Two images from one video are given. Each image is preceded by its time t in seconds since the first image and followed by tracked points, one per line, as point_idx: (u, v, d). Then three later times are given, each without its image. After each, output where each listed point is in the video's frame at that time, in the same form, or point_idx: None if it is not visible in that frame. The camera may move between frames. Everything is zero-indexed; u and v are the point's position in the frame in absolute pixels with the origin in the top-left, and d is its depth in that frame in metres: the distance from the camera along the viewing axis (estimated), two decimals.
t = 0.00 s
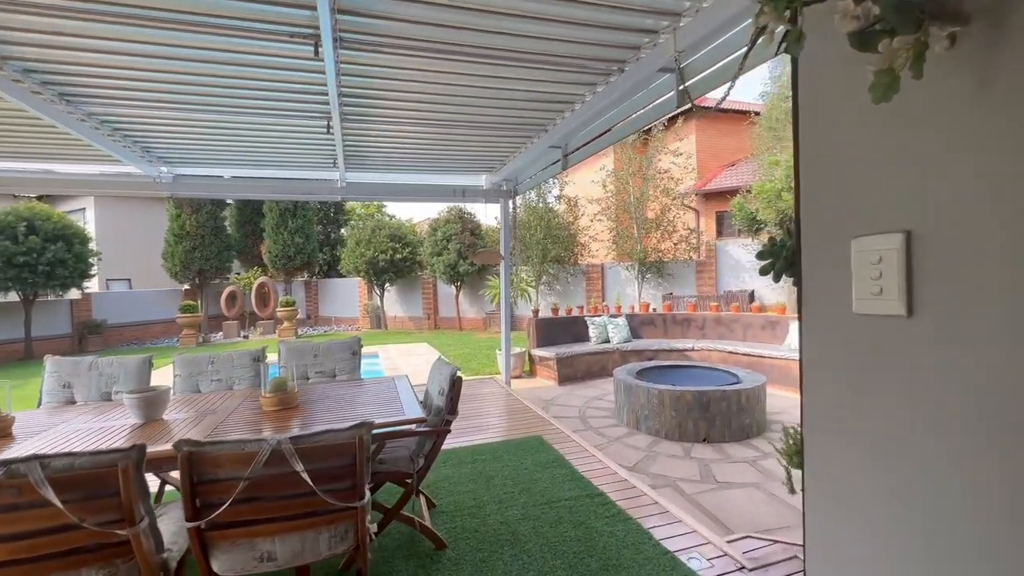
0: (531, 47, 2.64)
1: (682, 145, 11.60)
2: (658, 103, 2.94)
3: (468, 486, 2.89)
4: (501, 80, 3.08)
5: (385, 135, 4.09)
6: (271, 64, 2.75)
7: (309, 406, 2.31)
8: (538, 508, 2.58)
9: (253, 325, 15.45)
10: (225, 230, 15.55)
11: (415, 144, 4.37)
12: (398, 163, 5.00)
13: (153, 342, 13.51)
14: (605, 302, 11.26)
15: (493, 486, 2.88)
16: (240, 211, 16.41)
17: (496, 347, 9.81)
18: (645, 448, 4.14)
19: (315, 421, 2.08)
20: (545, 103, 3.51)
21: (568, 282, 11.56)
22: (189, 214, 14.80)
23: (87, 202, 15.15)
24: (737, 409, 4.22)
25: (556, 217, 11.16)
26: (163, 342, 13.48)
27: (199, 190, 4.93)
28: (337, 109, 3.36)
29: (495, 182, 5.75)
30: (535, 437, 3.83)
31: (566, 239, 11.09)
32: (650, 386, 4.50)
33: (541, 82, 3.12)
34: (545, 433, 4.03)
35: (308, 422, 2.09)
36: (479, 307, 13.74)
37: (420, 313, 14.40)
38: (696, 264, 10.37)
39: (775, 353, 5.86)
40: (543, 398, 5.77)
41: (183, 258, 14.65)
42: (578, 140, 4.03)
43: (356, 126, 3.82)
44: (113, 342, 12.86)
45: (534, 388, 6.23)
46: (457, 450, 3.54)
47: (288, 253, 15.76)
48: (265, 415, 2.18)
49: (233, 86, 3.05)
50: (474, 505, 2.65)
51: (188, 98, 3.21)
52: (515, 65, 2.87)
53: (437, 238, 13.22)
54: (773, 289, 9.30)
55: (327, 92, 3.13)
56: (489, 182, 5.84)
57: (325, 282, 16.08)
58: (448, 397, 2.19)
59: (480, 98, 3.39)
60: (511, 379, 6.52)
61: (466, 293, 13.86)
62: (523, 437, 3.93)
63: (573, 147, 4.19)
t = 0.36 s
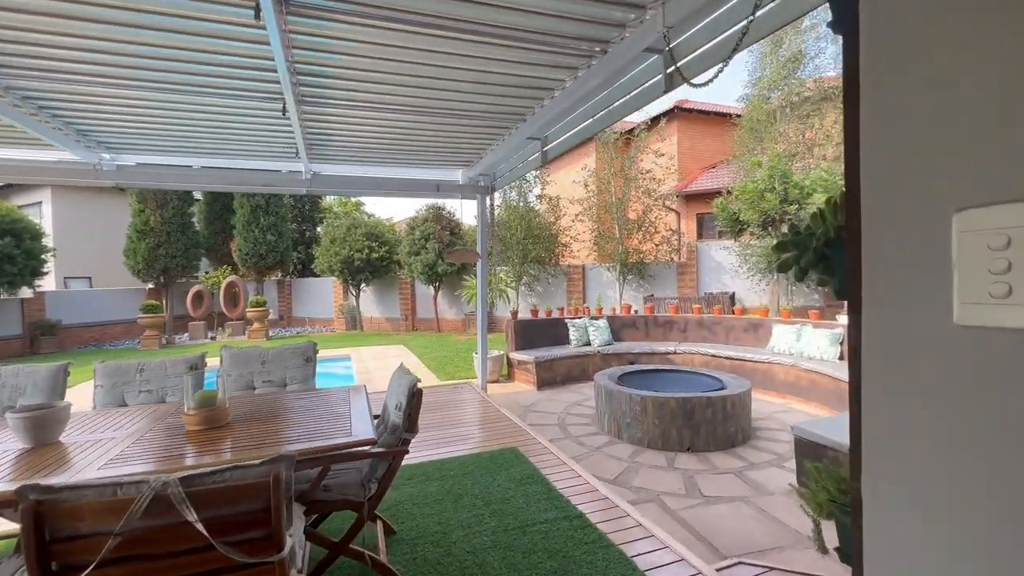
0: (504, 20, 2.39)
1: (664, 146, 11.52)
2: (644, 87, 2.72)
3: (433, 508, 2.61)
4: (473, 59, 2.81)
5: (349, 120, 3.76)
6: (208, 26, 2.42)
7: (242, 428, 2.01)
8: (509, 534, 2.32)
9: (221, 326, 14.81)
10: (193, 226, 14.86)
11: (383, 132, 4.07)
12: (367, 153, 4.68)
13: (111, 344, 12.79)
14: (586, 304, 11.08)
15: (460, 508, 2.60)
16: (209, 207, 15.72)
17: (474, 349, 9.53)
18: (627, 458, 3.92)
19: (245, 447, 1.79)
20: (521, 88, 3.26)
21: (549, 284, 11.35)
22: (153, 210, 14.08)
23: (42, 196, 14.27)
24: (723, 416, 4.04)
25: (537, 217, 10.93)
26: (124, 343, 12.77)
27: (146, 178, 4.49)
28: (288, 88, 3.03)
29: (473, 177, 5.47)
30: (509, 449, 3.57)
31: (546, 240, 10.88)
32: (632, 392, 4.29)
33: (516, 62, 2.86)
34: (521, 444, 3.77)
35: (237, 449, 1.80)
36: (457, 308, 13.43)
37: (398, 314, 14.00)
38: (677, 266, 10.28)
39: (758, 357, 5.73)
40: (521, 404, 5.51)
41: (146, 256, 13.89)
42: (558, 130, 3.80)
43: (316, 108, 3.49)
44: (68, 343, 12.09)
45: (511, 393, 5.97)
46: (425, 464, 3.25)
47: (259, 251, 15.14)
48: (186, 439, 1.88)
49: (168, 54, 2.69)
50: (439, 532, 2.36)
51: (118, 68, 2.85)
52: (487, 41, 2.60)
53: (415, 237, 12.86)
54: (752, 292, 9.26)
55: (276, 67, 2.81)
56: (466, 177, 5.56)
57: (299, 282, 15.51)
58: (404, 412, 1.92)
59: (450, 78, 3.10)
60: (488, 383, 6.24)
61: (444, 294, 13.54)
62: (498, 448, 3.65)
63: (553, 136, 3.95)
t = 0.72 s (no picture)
0: None
1: (643, 145, 11.44)
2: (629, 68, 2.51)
3: (396, 532, 2.34)
4: (442, 31, 2.55)
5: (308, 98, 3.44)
6: None
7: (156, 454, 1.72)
8: (480, 562, 2.07)
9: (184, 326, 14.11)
10: (154, 220, 14.08)
11: (347, 113, 3.76)
12: (332, 139, 4.36)
13: (62, 345, 11.99)
14: (564, 304, 10.94)
15: (426, 530, 2.34)
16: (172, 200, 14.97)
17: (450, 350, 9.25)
18: (607, 466, 3.72)
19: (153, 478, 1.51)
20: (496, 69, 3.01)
21: (527, 283, 11.16)
22: (109, 203, 13.24)
23: None
24: (706, 421, 3.88)
25: (516, 216, 10.67)
26: (77, 344, 12.01)
27: (79, 164, 4.03)
28: (234, 61, 2.71)
29: (446, 170, 5.19)
30: (483, 461, 3.32)
31: (525, 239, 10.66)
32: (612, 396, 4.10)
33: (490, 37, 2.62)
34: (495, 454, 3.52)
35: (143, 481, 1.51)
36: (433, 307, 13.13)
37: (372, 314, 13.58)
38: (656, 266, 10.22)
39: (739, 358, 5.63)
40: (497, 407, 5.27)
41: (102, 252, 13.05)
42: (536, 118, 3.56)
43: (269, 84, 3.17)
44: (14, 345, 11.26)
45: (487, 396, 5.71)
46: (390, 479, 2.97)
47: (225, 248, 14.41)
48: (80, 471, 1.58)
49: (91, 15, 2.36)
50: (400, 559, 2.10)
51: (32, 31, 2.48)
52: (457, 11, 2.35)
53: (390, 234, 12.46)
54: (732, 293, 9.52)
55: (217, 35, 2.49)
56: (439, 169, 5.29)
57: (268, 280, 14.91)
58: (354, 431, 1.66)
59: (418, 52, 2.84)
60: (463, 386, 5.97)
61: (420, 292, 13.22)
62: (470, 459, 3.40)
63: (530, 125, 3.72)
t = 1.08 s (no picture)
0: None
1: (617, 142, 11.32)
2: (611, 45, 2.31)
3: (345, 563, 2.06)
4: None
5: (254, 71, 3.08)
6: None
7: (55, 505, 1.51)
8: None
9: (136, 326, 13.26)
10: (101, 213, 13.11)
11: (300, 90, 3.41)
12: (287, 121, 4.00)
13: None
14: (538, 302, 10.76)
15: (382, 561, 2.07)
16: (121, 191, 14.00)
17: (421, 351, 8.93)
18: (583, 475, 3.50)
19: (43, 537, 1.31)
20: (463, 44, 2.75)
21: (501, 281, 11.06)
22: (50, 193, 12.25)
23: None
24: (685, 425, 3.72)
25: (490, 213, 10.35)
26: (14, 346, 11.06)
27: None
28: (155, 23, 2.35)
29: (413, 159, 4.88)
30: (451, 474, 3.06)
31: (498, 236, 10.41)
32: (589, 399, 3.89)
33: (456, 5, 2.36)
34: (464, 466, 3.25)
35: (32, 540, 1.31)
36: (404, 306, 12.73)
37: (340, 313, 13.06)
38: (631, 264, 10.14)
39: (715, 357, 5.52)
40: (468, 412, 5.00)
41: (41, 246, 12.04)
42: (509, 102, 3.33)
43: (206, 52, 2.79)
44: None
45: (458, 399, 5.44)
46: (345, 499, 2.67)
47: (180, 242, 13.45)
48: None
49: None
50: None
51: None
52: None
53: (358, 230, 11.98)
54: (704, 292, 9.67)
55: None
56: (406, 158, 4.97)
57: (228, 277, 14.15)
58: (285, 459, 1.39)
59: (377, 21, 2.54)
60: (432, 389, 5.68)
61: (391, 291, 12.79)
62: (436, 473, 3.12)
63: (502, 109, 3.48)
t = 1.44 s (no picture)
0: None
1: (594, 140, 11.21)
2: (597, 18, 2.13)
3: None
4: None
5: (200, 42, 2.75)
6: None
7: None
8: None
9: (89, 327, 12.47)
10: (48, 207, 12.21)
11: (256, 68, 3.10)
12: (243, 105, 3.68)
13: None
14: (515, 301, 10.58)
15: None
16: (71, 184, 13.11)
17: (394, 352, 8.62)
18: (564, 485, 3.31)
19: None
20: (434, 20, 2.52)
21: (477, 280, 10.86)
22: None
23: None
24: (669, 429, 3.57)
25: (466, 209, 10.08)
26: None
27: None
28: None
29: (383, 150, 4.60)
30: (422, 489, 2.82)
31: (475, 233, 10.16)
32: (569, 403, 3.70)
33: None
34: (437, 480, 3.01)
35: None
36: (377, 305, 12.33)
37: (310, 313, 12.57)
38: (609, 262, 10.05)
39: (695, 357, 5.43)
40: (442, 417, 4.75)
41: None
42: (486, 84, 3.12)
43: (139, 18, 2.45)
44: None
45: (431, 403, 5.18)
46: (304, 523, 2.41)
47: (136, 238, 12.62)
48: None
49: None
50: None
51: None
52: None
53: (328, 226, 11.52)
54: (681, 290, 9.65)
55: None
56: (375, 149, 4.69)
57: (189, 275, 13.41)
58: (204, 497, 1.15)
59: None
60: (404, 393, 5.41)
61: (363, 289, 12.38)
62: (406, 488, 2.86)
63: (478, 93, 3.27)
